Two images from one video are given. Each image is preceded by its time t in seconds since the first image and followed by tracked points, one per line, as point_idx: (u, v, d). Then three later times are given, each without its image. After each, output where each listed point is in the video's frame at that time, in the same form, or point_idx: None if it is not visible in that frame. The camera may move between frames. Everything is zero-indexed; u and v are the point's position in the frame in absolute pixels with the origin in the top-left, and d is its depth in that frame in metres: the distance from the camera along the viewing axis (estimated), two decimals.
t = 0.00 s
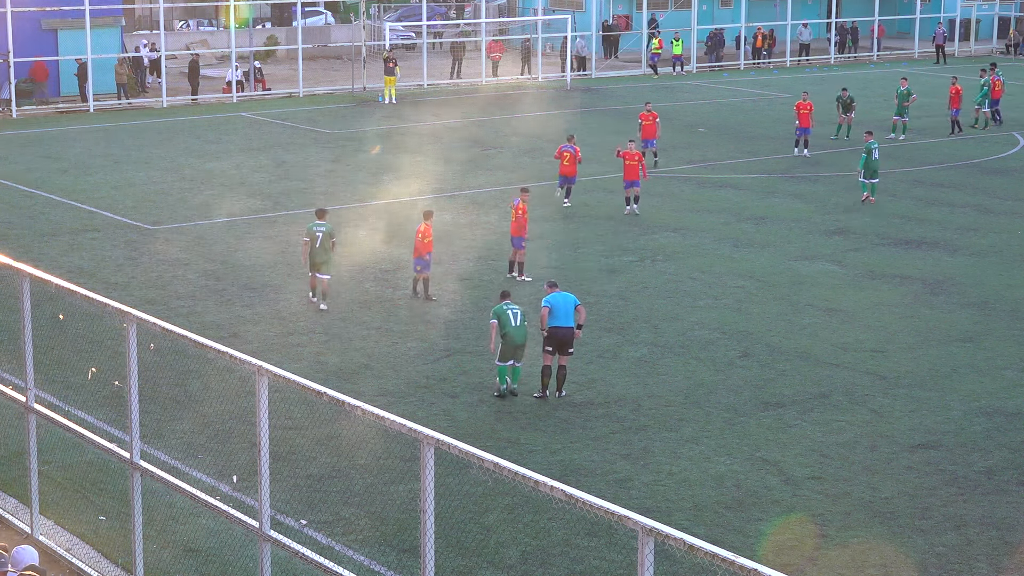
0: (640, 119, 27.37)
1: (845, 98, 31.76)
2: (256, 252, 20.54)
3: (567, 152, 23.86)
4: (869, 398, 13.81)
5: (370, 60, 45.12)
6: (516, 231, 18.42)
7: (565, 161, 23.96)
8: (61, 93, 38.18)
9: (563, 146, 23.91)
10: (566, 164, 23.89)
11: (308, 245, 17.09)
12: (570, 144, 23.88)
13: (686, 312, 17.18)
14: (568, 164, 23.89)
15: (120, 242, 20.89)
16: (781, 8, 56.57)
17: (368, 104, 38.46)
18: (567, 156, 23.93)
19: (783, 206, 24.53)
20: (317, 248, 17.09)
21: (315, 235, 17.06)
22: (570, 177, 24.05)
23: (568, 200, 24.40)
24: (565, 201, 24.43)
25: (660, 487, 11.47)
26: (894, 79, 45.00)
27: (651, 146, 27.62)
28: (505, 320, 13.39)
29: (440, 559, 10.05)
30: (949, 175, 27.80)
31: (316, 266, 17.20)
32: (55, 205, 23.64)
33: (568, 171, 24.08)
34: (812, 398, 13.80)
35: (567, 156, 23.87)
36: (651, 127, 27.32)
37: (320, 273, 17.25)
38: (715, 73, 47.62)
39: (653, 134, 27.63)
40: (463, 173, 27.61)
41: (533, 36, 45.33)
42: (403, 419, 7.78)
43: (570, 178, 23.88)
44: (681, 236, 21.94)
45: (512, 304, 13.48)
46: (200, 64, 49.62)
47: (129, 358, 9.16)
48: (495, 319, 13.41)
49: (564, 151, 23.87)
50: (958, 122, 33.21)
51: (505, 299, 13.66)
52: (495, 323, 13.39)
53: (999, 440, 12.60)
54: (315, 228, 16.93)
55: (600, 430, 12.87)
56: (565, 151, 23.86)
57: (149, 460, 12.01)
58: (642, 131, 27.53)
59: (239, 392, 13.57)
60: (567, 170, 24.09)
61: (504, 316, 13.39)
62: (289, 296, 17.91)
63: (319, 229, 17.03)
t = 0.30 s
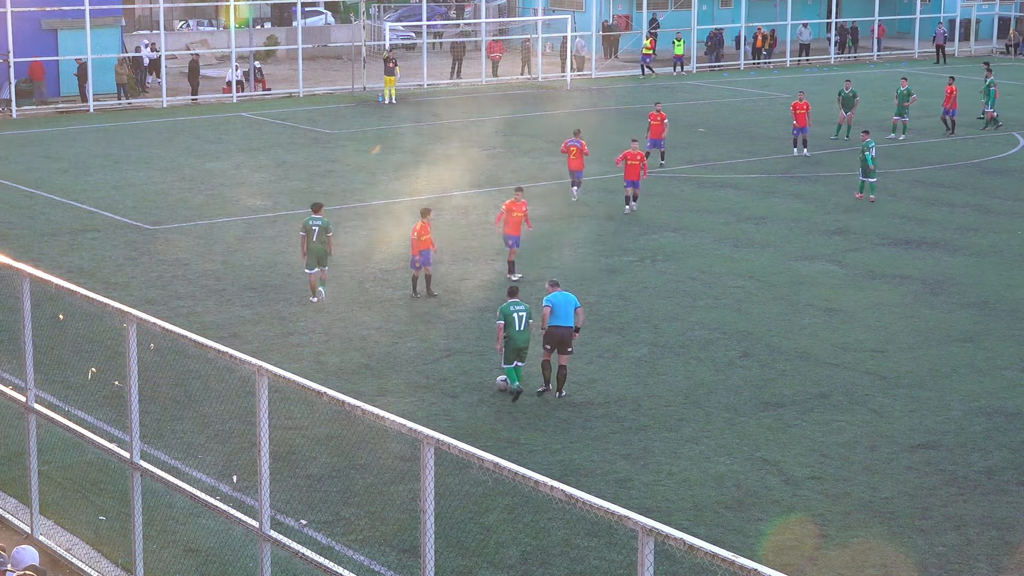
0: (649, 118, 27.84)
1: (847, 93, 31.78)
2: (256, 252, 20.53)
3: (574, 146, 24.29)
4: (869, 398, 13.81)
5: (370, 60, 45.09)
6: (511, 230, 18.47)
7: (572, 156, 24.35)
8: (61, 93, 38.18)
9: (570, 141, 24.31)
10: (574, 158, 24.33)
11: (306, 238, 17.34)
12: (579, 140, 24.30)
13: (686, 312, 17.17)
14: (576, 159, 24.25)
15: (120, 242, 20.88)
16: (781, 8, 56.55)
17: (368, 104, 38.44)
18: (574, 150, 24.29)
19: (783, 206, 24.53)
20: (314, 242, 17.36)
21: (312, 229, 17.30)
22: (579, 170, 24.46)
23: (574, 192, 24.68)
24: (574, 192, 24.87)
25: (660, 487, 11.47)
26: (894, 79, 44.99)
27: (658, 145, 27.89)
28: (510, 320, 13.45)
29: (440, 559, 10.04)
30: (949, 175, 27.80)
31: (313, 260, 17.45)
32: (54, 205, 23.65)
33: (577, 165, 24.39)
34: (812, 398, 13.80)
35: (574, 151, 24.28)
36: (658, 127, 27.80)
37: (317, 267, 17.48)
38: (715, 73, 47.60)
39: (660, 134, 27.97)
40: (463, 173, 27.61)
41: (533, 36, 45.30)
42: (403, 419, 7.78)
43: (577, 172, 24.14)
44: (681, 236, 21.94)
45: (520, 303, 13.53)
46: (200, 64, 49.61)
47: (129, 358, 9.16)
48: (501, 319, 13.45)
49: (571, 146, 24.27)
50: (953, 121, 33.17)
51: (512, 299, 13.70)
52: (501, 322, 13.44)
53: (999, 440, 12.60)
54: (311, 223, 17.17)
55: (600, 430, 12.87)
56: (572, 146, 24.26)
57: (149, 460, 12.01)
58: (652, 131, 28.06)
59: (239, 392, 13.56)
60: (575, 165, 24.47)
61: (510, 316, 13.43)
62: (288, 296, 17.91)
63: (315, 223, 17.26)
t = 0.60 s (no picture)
0: (657, 117, 27.72)
1: (847, 91, 31.88)
2: (256, 252, 20.53)
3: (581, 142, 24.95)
4: (868, 398, 13.82)
5: (370, 60, 45.08)
6: (504, 229, 18.57)
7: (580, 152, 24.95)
8: (60, 93, 38.18)
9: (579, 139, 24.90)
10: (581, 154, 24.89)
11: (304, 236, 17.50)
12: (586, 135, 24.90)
13: (686, 312, 17.18)
14: (583, 154, 24.61)
15: (120, 242, 20.88)
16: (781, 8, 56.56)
17: (368, 104, 38.44)
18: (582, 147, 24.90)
19: (783, 206, 24.53)
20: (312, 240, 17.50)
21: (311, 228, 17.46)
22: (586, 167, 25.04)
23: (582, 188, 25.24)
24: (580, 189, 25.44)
25: (660, 487, 11.47)
26: (894, 79, 45.01)
27: (666, 144, 27.94)
28: (516, 327, 13.17)
29: (440, 559, 10.05)
30: (949, 175, 27.80)
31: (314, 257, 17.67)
32: (54, 205, 23.64)
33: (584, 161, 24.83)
34: (812, 398, 13.80)
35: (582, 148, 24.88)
36: (666, 126, 27.69)
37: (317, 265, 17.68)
38: (715, 73, 47.61)
39: (666, 133, 27.97)
40: (463, 173, 27.60)
41: (533, 36, 45.31)
42: (403, 419, 7.79)
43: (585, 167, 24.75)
44: (681, 236, 21.94)
45: (525, 309, 13.23)
46: (200, 64, 49.61)
47: (129, 358, 9.17)
48: (506, 326, 13.16)
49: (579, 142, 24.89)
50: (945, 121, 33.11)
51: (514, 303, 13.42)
52: (506, 329, 13.15)
53: (999, 440, 12.60)
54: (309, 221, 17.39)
55: (600, 430, 12.88)
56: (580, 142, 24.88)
57: (149, 460, 12.02)
58: (658, 129, 27.96)
59: (239, 392, 13.56)
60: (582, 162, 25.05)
61: (515, 322, 13.15)
62: (288, 296, 17.90)
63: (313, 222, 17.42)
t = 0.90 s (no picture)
0: (666, 117, 27.88)
1: (847, 91, 31.82)
2: (255, 252, 20.54)
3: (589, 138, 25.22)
4: (868, 398, 13.81)
5: (370, 60, 45.09)
6: (494, 231, 18.49)
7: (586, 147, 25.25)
8: (60, 93, 38.18)
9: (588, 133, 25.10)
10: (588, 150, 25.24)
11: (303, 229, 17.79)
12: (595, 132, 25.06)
13: (686, 312, 17.18)
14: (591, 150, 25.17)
15: (120, 242, 20.89)
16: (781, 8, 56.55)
17: (368, 104, 38.45)
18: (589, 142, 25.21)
19: (783, 206, 24.53)
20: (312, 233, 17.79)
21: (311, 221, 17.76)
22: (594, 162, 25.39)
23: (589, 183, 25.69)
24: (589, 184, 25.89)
25: (660, 487, 11.47)
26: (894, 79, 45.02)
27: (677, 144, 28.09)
28: (523, 328, 13.17)
29: (440, 559, 10.04)
30: (949, 175, 27.80)
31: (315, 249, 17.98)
32: (54, 205, 23.64)
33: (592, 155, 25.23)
34: (812, 398, 13.80)
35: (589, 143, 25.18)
36: (676, 125, 27.79)
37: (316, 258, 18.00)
38: (715, 73, 47.61)
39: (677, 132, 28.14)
40: (463, 173, 27.61)
41: (533, 36, 45.31)
42: (403, 419, 7.78)
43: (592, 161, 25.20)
44: (681, 236, 21.94)
45: (532, 309, 13.28)
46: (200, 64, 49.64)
47: (129, 358, 9.16)
48: (514, 326, 13.17)
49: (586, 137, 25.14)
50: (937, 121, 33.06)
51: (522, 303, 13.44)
52: (513, 330, 13.17)
53: (999, 440, 12.60)
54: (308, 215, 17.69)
55: (600, 430, 12.87)
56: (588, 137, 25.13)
57: (149, 460, 12.01)
58: (670, 129, 28.16)
59: (239, 392, 13.56)
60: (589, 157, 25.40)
61: (522, 324, 13.17)
62: (288, 296, 17.91)
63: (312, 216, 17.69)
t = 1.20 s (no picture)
0: (675, 115, 28.06)
1: (847, 92, 31.78)
2: (255, 252, 20.53)
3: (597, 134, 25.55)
4: (869, 398, 13.81)
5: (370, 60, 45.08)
6: (487, 231, 18.49)
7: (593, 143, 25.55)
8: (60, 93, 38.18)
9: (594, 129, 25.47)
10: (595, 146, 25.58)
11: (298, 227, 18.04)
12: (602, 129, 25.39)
13: (686, 312, 17.17)
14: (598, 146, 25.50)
15: (120, 242, 20.89)
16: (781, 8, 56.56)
17: (368, 104, 38.45)
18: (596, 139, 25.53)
19: (783, 206, 24.53)
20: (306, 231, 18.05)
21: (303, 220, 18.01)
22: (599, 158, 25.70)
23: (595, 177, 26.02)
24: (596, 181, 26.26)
25: (660, 487, 11.47)
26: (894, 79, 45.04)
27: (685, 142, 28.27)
28: (542, 333, 13.05)
29: (440, 559, 10.04)
30: (949, 175, 27.80)
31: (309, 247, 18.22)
32: (54, 205, 23.64)
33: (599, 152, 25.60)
34: (812, 398, 13.79)
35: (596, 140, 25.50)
36: (683, 124, 27.95)
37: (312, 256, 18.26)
38: (715, 73, 47.62)
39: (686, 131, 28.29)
40: (463, 173, 27.62)
41: (533, 36, 45.31)
42: (403, 419, 7.78)
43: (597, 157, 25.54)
44: (682, 236, 21.94)
45: (552, 314, 13.09)
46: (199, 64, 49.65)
47: (129, 358, 9.16)
48: (534, 331, 13.05)
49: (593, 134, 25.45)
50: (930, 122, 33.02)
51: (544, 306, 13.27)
52: (532, 334, 13.05)
53: (999, 440, 12.60)
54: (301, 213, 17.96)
55: (601, 430, 12.87)
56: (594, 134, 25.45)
57: (149, 460, 12.01)
58: (677, 127, 28.30)
59: (239, 392, 13.56)
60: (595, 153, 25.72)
61: (542, 329, 13.05)
62: (288, 296, 17.90)
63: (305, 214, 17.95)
